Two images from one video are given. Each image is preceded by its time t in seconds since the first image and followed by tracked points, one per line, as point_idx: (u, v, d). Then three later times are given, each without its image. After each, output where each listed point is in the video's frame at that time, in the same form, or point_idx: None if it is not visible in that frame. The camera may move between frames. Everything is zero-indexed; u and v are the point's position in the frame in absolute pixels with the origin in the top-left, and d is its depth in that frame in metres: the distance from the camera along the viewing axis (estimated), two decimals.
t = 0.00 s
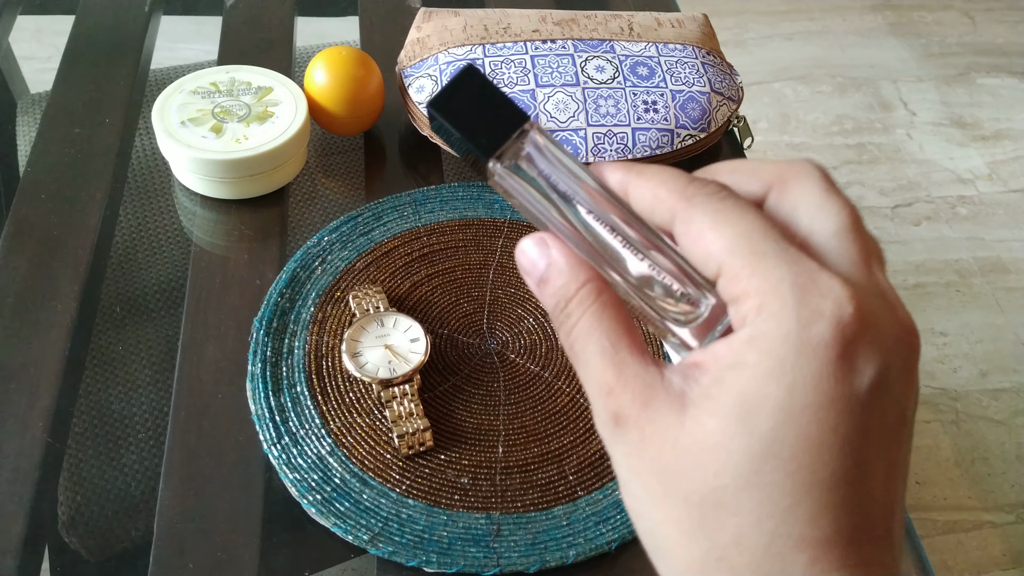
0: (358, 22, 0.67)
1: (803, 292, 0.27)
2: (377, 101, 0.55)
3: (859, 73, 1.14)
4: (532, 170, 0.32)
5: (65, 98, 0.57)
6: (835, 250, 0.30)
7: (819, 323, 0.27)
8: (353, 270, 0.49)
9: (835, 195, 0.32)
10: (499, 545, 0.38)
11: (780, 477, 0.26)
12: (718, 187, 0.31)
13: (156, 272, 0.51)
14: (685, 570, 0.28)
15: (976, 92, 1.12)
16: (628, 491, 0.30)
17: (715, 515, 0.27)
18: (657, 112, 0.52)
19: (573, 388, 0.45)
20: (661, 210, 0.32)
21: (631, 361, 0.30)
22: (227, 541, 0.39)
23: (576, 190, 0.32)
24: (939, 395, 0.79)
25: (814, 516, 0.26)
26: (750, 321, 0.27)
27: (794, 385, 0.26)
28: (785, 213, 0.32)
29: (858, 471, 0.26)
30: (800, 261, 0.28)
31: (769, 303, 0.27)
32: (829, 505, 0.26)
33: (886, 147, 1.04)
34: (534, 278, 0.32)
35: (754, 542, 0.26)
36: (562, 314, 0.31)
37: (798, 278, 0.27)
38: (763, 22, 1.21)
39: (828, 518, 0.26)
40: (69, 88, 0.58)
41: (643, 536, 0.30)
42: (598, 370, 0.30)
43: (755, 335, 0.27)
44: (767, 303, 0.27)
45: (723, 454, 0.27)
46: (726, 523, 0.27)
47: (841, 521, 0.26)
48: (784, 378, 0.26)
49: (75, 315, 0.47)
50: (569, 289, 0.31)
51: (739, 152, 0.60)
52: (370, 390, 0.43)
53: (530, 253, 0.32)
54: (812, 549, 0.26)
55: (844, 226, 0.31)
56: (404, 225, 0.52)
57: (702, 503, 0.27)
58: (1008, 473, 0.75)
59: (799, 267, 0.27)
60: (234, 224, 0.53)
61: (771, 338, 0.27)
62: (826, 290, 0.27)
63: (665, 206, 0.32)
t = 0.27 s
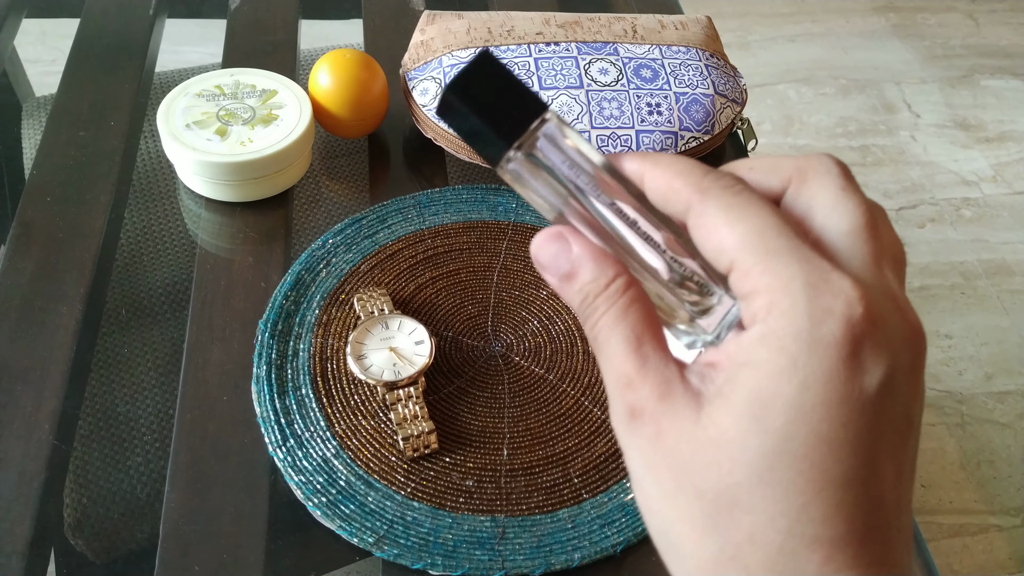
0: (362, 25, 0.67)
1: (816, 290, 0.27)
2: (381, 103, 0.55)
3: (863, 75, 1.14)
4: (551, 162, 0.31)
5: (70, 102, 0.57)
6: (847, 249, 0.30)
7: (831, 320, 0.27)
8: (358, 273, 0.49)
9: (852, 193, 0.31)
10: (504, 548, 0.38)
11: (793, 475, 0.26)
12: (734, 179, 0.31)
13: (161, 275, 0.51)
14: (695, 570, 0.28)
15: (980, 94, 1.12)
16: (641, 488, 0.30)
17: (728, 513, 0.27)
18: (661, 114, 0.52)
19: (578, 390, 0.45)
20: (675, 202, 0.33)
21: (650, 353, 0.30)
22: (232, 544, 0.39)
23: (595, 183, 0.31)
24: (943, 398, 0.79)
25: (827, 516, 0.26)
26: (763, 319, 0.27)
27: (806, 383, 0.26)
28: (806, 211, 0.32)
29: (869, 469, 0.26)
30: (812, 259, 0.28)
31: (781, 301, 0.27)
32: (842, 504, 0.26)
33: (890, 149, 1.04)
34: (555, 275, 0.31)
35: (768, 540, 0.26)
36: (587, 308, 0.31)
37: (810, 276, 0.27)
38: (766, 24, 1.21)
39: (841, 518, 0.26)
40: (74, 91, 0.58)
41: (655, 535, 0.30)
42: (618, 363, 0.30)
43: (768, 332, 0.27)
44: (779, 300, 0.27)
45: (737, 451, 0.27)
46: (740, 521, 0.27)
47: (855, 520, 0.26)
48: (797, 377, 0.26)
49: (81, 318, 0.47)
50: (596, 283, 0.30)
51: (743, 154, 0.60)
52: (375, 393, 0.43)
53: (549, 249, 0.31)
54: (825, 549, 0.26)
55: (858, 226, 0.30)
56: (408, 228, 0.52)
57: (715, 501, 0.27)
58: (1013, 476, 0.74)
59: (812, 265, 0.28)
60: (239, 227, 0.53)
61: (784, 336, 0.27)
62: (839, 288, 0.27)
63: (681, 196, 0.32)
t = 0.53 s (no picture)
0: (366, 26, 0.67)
1: (853, 271, 0.29)
2: (385, 104, 0.55)
3: (866, 76, 1.14)
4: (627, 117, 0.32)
5: (75, 103, 0.57)
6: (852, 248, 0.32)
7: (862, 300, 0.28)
8: (362, 273, 0.49)
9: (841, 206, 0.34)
10: (508, 548, 0.38)
11: (834, 448, 0.27)
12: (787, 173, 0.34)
13: (165, 276, 0.51)
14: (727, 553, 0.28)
15: (983, 95, 1.12)
16: (667, 469, 0.29)
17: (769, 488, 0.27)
18: (664, 115, 0.52)
19: (581, 390, 0.45)
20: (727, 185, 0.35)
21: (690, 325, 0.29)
22: (236, 544, 0.39)
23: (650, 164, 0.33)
24: (947, 399, 0.79)
25: (863, 492, 0.26)
26: (799, 291, 0.29)
27: (846, 355, 0.27)
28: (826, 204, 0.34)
29: (891, 448, 0.27)
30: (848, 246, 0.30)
31: (826, 277, 0.29)
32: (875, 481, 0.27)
33: (893, 150, 1.04)
34: (583, 234, 0.31)
35: (810, 513, 0.26)
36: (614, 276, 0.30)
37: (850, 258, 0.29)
38: (769, 26, 1.21)
39: (874, 495, 0.27)
40: (79, 92, 0.58)
41: (677, 522, 0.29)
42: (654, 331, 0.29)
43: (808, 303, 0.28)
44: (815, 273, 0.29)
45: (783, 421, 0.27)
46: (780, 494, 0.27)
47: (883, 498, 0.27)
48: (838, 347, 0.27)
49: (85, 318, 0.47)
50: (626, 253, 0.30)
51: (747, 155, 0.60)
52: (379, 393, 0.43)
53: (586, 206, 0.31)
54: (863, 525, 0.26)
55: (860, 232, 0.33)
56: (412, 228, 0.52)
57: (755, 475, 0.27)
58: (1018, 477, 0.74)
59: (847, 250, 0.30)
60: (243, 227, 0.53)
61: (828, 309, 0.28)
62: (869, 274, 0.29)
63: (733, 180, 0.35)
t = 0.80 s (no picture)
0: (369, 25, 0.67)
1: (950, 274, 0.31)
2: (388, 104, 0.55)
3: (870, 77, 1.13)
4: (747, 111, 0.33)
5: (78, 101, 0.57)
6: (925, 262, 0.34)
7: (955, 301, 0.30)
8: (365, 274, 0.49)
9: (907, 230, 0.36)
10: (511, 551, 0.38)
11: (925, 423, 0.28)
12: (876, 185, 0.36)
13: (168, 275, 0.51)
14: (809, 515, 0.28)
15: (987, 96, 1.12)
16: (760, 419, 0.29)
17: (870, 451, 0.28)
18: (669, 116, 0.52)
19: (584, 393, 0.45)
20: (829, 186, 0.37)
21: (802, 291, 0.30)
22: (239, 545, 0.39)
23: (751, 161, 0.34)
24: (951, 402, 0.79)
25: (938, 468, 0.28)
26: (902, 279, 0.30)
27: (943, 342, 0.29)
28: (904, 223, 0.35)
29: (958, 436, 0.29)
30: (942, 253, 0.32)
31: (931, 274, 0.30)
32: (948, 460, 0.28)
33: (897, 152, 1.04)
34: (712, 183, 0.30)
35: (900, 481, 0.27)
36: (741, 231, 0.29)
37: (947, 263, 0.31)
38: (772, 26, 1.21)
39: (946, 475, 0.28)
40: (82, 91, 0.58)
41: (760, 473, 0.30)
42: (773, 287, 0.29)
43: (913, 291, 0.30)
44: (915, 266, 0.31)
45: (889, 391, 0.28)
46: (872, 460, 0.27)
47: (951, 478, 0.28)
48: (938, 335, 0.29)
49: (88, 317, 0.47)
50: (748, 212, 0.29)
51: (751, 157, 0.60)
52: (382, 394, 0.43)
53: (720, 157, 0.29)
54: (939, 500, 0.28)
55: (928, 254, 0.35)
56: (416, 229, 0.52)
57: (851, 439, 0.28)
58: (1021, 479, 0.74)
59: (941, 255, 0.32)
60: (246, 227, 0.53)
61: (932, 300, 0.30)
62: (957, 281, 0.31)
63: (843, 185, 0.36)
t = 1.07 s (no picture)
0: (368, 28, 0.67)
1: (942, 274, 0.31)
2: (387, 106, 0.55)
3: (868, 79, 1.13)
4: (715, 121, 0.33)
5: (77, 104, 0.57)
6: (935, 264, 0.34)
7: (951, 301, 0.30)
8: (364, 275, 0.49)
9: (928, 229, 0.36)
10: (510, 552, 0.38)
11: (903, 425, 0.28)
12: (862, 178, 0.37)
13: (168, 277, 0.51)
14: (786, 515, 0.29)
15: (986, 98, 1.12)
16: (732, 430, 0.30)
17: (834, 452, 0.28)
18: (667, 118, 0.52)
19: (583, 394, 0.45)
20: (819, 192, 0.38)
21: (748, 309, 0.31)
22: (238, 546, 0.39)
23: (733, 159, 0.34)
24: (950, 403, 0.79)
25: (924, 468, 0.27)
26: (887, 285, 0.30)
27: (925, 344, 0.29)
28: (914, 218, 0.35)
29: (956, 438, 0.28)
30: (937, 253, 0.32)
31: (914, 276, 0.30)
32: (936, 461, 0.28)
33: (896, 153, 1.04)
34: (645, 244, 0.32)
35: (873, 481, 0.27)
36: (677, 274, 0.31)
37: (938, 262, 0.31)
38: (771, 28, 1.21)
39: (935, 476, 0.28)
40: (82, 94, 0.58)
41: (736, 479, 0.30)
42: (716, 314, 0.30)
43: (894, 296, 0.30)
44: (902, 271, 0.31)
45: (864, 396, 0.28)
46: (846, 459, 0.28)
47: (943, 479, 0.28)
48: (919, 337, 0.29)
49: (88, 319, 0.47)
50: (681, 255, 0.31)
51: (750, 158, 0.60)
52: (381, 396, 0.43)
53: (645, 217, 0.32)
54: (924, 499, 0.27)
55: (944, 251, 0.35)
56: (414, 230, 0.52)
57: (823, 438, 0.28)
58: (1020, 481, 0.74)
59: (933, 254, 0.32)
60: (245, 229, 0.53)
61: (914, 303, 0.30)
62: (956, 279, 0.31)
63: (829, 184, 0.38)
